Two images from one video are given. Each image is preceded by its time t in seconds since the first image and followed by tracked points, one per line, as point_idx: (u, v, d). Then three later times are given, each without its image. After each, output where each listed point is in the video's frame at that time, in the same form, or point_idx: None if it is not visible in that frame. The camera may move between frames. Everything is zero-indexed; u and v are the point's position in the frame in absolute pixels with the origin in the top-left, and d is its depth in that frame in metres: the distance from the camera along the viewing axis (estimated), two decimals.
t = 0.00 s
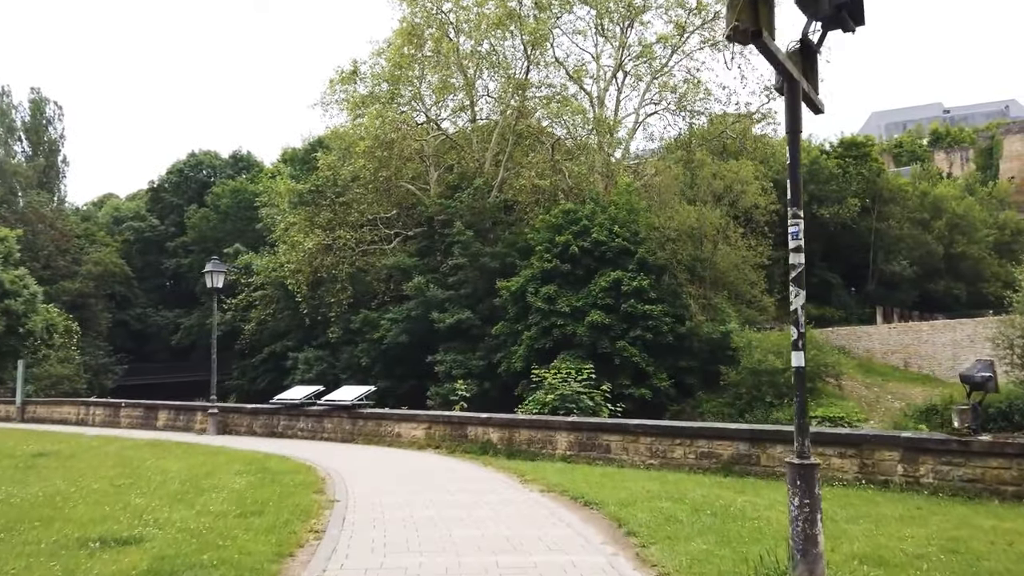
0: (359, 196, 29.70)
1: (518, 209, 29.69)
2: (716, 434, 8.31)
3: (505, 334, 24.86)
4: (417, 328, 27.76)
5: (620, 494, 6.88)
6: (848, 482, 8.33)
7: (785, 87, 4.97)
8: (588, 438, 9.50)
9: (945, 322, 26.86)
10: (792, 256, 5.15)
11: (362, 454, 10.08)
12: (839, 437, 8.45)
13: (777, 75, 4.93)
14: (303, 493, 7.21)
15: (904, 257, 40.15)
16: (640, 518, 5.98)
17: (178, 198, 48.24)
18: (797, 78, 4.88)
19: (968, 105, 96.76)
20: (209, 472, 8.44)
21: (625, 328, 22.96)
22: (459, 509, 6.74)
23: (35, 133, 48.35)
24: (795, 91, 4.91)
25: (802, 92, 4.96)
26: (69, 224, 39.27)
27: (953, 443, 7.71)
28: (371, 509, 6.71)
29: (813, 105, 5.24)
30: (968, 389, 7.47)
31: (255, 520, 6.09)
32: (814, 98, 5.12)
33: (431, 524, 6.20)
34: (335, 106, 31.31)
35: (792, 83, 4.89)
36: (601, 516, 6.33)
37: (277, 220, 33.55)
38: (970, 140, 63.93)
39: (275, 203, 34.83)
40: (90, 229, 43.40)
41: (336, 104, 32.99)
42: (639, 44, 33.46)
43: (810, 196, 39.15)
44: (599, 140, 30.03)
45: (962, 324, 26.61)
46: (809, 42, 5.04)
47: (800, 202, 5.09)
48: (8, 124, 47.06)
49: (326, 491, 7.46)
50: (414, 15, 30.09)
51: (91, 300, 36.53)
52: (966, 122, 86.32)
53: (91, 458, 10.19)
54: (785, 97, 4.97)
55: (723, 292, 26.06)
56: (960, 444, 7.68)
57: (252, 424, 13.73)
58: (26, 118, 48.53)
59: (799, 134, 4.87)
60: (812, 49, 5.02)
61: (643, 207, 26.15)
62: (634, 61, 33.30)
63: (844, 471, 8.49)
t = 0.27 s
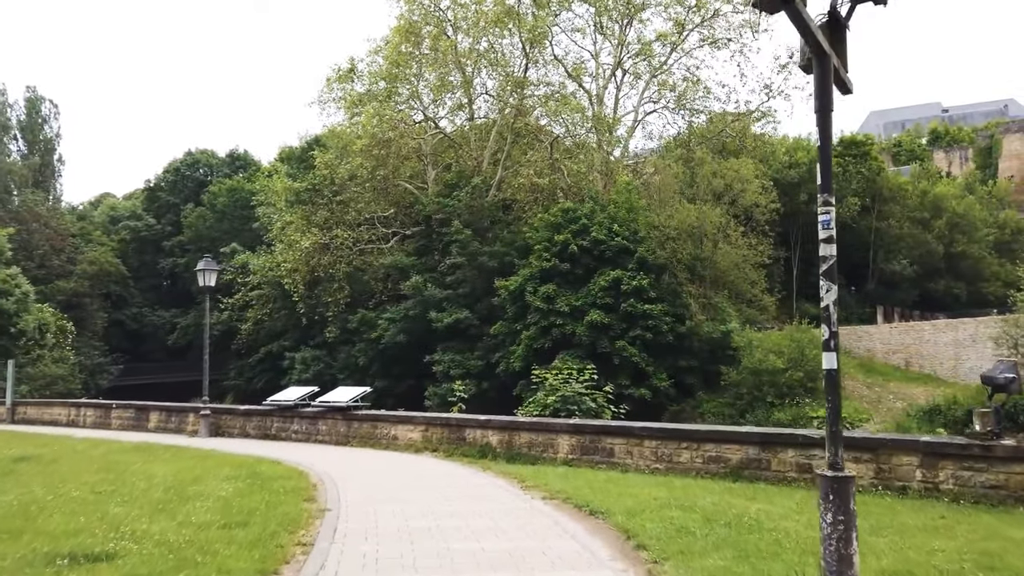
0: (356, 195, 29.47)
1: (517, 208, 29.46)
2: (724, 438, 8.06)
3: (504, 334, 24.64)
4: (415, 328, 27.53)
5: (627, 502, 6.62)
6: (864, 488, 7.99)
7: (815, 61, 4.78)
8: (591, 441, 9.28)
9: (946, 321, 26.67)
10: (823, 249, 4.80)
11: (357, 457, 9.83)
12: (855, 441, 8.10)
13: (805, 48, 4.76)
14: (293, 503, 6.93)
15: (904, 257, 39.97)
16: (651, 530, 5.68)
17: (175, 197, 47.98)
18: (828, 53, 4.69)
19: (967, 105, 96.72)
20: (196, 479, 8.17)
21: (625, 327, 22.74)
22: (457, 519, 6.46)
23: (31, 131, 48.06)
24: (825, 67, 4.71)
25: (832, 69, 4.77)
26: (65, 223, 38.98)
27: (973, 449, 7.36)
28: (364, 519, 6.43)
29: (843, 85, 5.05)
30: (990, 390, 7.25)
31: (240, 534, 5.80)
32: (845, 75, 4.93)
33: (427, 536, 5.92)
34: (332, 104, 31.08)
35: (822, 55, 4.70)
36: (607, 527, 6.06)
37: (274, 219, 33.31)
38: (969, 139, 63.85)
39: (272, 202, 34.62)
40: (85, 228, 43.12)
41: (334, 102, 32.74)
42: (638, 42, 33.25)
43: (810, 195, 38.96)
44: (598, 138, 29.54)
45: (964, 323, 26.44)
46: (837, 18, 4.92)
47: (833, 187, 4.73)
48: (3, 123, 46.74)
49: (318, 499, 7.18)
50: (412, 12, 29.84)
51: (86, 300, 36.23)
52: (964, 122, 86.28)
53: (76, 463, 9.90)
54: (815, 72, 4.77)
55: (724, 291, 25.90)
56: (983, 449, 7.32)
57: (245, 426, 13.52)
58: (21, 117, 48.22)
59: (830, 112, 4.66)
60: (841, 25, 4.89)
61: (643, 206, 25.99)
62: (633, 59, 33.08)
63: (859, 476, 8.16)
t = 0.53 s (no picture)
0: (354, 194, 29.26)
1: (516, 207, 29.25)
2: (735, 444, 7.81)
3: (503, 334, 24.43)
4: (413, 328, 27.33)
5: (638, 514, 6.33)
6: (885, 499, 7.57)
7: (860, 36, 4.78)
8: (596, 447, 9.05)
9: (948, 322, 26.46)
10: (868, 237, 4.62)
11: (354, 462, 9.59)
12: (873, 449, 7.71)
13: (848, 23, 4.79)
14: (285, 515, 6.64)
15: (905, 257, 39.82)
16: (667, 547, 5.37)
17: (172, 196, 47.77)
18: (872, 27, 4.72)
19: (966, 104, 96.66)
20: (184, 489, 7.89)
21: (625, 328, 22.51)
22: (457, 533, 6.16)
23: (28, 130, 47.80)
24: (869, 42, 4.74)
25: (877, 45, 4.78)
26: (60, 223, 38.69)
27: (1000, 456, 6.98)
28: (360, 533, 6.14)
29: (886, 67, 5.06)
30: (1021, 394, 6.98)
31: (227, 551, 5.51)
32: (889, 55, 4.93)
33: (426, 552, 5.63)
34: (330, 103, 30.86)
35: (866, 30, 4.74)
36: (618, 542, 5.76)
37: (272, 218, 33.10)
38: (968, 139, 63.76)
39: (270, 201, 34.42)
40: (81, 227, 42.84)
41: (332, 100, 32.54)
42: (638, 41, 33.06)
43: (810, 195, 38.75)
44: (598, 138, 29.09)
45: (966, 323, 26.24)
46: None
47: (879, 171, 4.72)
48: None
49: (311, 510, 6.89)
50: (410, 9, 29.64)
51: (82, 299, 35.95)
52: (963, 121, 86.23)
53: (62, 470, 9.63)
54: (858, 49, 4.79)
55: (725, 291, 25.75)
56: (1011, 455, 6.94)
57: (239, 429, 13.32)
58: (17, 115, 47.97)
59: (873, 91, 4.70)
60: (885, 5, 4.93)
61: (643, 205, 25.81)
62: (632, 57, 32.86)
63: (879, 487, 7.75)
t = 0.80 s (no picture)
0: (353, 192, 29.03)
1: (515, 206, 29.02)
2: (750, 447, 7.63)
3: (502, 333, 24.20)
4: (412, 327, 27.10)
5: (650, 520, 6.07)
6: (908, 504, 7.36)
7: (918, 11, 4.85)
8: (602, 449, 8.83)
9: (951, 321, 26.27)
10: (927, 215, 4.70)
11: (351, 465, 9.33)
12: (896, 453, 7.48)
13: None
14: (277, 525, 6.36)
15: (905, 256, 39.64)
16: (686, 559, 5.09)
17: (169, 195, 47.54)
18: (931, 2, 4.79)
19: (965, 104, 96.55)
20: (173, 495, 7.61)
21: (626, 327, 22.27)
22: (459, 544, 5.89)
23: (24, 128, 47.48)
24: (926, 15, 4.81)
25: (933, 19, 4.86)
26: (56, 222, 38.38)
27: None
28: (358, 543, 5.88)
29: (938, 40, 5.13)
30: None
31: (215, 564, 5.23)
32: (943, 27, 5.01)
33: (431, 566, 5.34)
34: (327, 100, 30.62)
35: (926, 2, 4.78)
36: (633, 554, 5.47)
37: (269, 217, 32.87)
38: (968, 138, 63.65)
39: (267, 200, 34.23)
40: (77, 225, 42.54)
41: (330, 98, 32.32)
42: (638, 39, 32.86)
43: (811, 194, 38.54)
44: (598, 136, 29.27)
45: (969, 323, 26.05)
46: None
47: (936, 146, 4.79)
48: None
49: (306, 518, 6.62)
50: (409, 7, 29.43)
51: (78, 299, 35.65)
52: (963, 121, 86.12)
53: (46, 474, 9.33)
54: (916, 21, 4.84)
55: (727, 291, 25.61)
56: None
57: (233, 430, 13.07)
58: (14, 113, 47.66)
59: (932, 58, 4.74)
60: None
61: (644, 204, 25.61)
62: (633, 55, 32.66)
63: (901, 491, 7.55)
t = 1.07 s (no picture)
0: (350, 191, 28.80)
1: (514, 205, 28.79)
2: (763, 455, 7.25)
3: (500, 334, 23.97)
4: (410, 328, 26.87)
5: (660, 531, 5.70)
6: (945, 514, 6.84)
7: None
8: (607, 456, 8.48)
9: (953, 322, 26.09)
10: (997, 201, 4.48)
11: (349, 472, 8.97)
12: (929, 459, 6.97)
13: None
14: (265, 536, 5.98)
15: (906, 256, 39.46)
16: None
17: (166, 194, 47.34)
18: None
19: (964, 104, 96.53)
20: (159, 506, 7.26)
21: (626, 327, 22.05)
22: (458, 556, 5.49)
23: (19, 126, 47.16)
24: None
25: None
26: (51, 221, 38.10)
27: None
28: (350, 557, 5.49)
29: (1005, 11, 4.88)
30: None
31: None
32: None
33: None
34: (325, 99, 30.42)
35: None
36: (645, 572, 4.91)
37: (266, 216, 32.67)
38: (968, 138, 63.60)
39: (264, 199, 34.01)
40: (73, 225, 42.27)
41: (328, 97, 32.13)
42: (637, 38, 32.69)
43: (811, 193, 38.29)
44: (597, 134, 29.02)
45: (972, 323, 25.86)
46: None
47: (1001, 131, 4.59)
48: None
49: (295, 529, 6.23)
50: (407, 5, 29.25)
51: (73, 298, 35.34)
52: (962, 121, 86.10)
53: (31, 485, 9.04)
54: None
55: (727, 291, 25.48)
56: None
57: (226, 434, 12.80)
58: (10, 112, 47.40)
59: (1001, 30, 4.50)
60: None
61: (644, 203, 25.42)
62: (632, 54, 32.45)
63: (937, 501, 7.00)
